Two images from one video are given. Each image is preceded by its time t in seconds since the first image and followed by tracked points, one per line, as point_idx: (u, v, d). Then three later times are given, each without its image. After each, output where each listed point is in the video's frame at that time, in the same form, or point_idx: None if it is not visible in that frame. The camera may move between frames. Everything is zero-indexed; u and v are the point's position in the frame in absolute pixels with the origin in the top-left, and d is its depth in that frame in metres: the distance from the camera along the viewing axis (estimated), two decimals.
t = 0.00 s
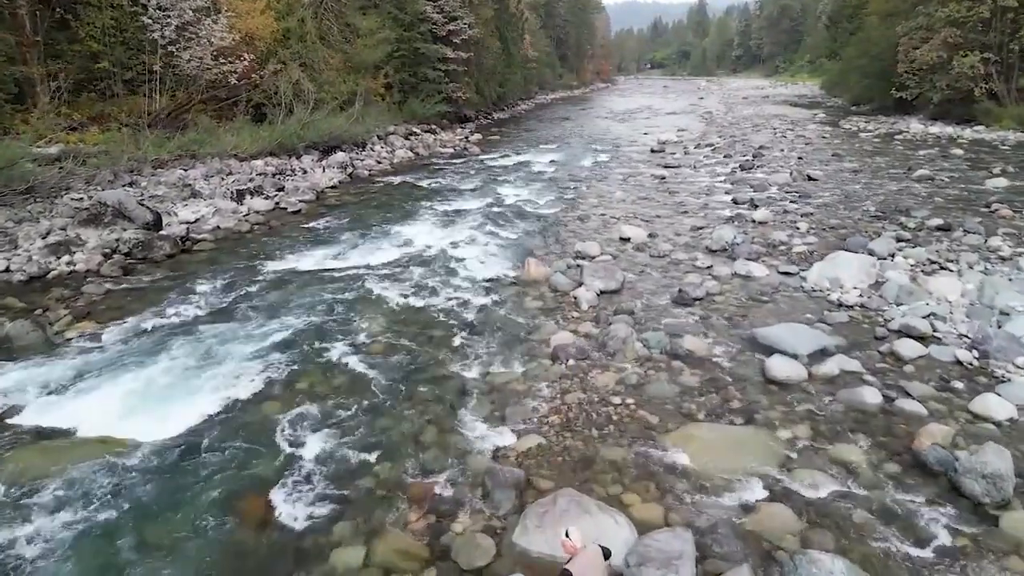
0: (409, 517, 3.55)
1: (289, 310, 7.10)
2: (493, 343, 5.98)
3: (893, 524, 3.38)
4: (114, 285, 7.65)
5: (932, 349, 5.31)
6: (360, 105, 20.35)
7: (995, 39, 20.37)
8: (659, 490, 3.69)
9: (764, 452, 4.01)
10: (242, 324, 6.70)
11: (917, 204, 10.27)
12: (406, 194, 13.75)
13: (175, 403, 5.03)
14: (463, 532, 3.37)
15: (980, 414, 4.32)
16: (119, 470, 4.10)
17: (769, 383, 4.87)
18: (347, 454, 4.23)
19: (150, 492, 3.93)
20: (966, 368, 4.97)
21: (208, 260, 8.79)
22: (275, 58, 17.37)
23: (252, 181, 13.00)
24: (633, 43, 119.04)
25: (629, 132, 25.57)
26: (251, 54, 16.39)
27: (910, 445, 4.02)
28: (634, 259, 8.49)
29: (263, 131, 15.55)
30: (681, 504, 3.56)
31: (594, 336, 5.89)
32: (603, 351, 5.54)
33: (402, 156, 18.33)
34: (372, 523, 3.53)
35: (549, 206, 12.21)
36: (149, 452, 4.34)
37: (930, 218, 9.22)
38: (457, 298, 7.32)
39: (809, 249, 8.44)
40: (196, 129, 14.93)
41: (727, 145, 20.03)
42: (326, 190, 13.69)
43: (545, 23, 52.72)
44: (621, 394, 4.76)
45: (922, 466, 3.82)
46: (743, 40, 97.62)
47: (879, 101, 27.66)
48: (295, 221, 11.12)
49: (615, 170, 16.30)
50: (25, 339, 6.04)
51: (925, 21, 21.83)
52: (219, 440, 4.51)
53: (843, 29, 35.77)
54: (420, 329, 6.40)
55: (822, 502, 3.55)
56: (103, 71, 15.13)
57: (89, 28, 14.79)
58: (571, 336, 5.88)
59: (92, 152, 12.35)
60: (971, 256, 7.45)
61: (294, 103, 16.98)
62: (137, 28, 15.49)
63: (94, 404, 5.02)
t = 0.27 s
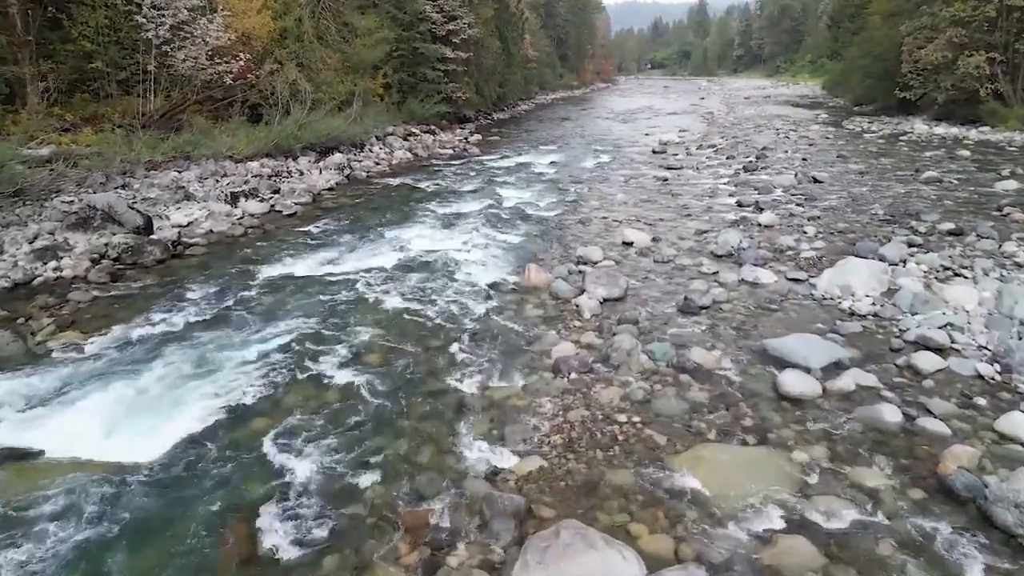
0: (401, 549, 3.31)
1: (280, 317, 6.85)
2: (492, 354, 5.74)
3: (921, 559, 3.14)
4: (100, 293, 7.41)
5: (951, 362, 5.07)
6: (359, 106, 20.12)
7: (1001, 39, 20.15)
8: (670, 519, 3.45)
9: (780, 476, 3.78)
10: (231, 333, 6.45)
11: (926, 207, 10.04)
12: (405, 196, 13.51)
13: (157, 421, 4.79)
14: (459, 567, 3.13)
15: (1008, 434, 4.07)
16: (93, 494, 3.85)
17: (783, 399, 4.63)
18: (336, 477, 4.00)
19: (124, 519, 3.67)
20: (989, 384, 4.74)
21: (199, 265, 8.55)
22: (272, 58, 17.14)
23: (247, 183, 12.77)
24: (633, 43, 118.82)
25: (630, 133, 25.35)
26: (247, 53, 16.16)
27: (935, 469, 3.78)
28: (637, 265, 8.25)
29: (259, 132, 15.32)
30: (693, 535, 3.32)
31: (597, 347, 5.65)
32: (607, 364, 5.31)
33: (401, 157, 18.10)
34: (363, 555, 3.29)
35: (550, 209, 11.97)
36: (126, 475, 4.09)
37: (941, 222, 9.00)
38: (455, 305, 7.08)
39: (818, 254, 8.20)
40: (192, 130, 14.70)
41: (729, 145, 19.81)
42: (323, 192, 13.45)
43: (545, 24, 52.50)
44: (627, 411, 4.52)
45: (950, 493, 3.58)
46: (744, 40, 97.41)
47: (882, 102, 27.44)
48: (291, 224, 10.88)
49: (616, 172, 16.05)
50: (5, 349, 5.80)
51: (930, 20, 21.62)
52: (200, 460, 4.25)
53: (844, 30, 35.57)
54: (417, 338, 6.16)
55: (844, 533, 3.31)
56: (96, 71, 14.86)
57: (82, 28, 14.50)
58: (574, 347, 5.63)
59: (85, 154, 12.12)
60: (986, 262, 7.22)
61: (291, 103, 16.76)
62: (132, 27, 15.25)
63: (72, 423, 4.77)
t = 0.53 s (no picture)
0: None
1: (269, 329, 6.57)
2: (491, 370, 5.44)
3: None
4: (83, 302, 7.12)
5: (979, 381, 4.76)
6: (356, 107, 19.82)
7: (1009, 39, 19.86)
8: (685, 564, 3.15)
9: (805, 512, 3.47)
10: (218, 346, 6.17)
11: (939, 211, 9.74)
12: (402, 199, 13.20)
13: (132, 447, 4.49)
14: None
15: None
16: (57, 529, 3.56)
17: (802, 423, 4.32)
18: (320, 510, 3.71)
19: (89, 560, 3.38)
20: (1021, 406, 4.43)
21: (188, 272, 8.26)
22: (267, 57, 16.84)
23: (241, 185, 12.47)
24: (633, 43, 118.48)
25: (631, 133, 25.04)
26: (242, 53, 15.86)
27: (972, 504, 3.48)
28: (642, 272, 7.94)
29: (254, 133, 15.03)
30: None
31: (602, 363, 5.34)
32: (613, 382, 5.00)
33: (399, 159, 17.80)
34: None
35: (550, 212, 11.67)
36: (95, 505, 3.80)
37: (956, 227, 8.70)
38: (452, 315, 6.78)
39: (830, 261, 7.90)
40: (185, 131, 14.41)
41: (733, 147, 19.51)
42: (319, 195, 13.15)
43: (545, 23, 52.19)
44: (634, 436, 4.22)
45: (991, 532, 3.27)
46: (745, 40, 97.11)
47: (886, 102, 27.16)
48: (284, 229, 10.57)
49: (619, 174, 15.74)
50: None
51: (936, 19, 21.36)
52: (176, 490, 3.96)
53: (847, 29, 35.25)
54: (412, 352, 5.86)
55: None
56: (87, 71, 14.58)
57: (73, 27, 14.20)
58: (577, 363, 5.33)
59: (74, 155, 11.82)
60: (1007, 271, 6.92)
61: (287, 104, 16.47)
62: (124, 26, 14.94)
63: (42, 449, 4.48)
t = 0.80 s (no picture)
0: None
1: (259, 341, 6.30)
2: (490, 385, 5.17)
3: None
4: (66, 311, 6.86)
5: (1008, 399, 4.49)
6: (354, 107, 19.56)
7: (1016, 38, 19.62)
8: None
9: (830, 550, 3.19)
10: (205, 360, 5.92)
11: (952, 215, 9.48)
12: (400, 201, 12.93)
13: (105, 473, 4.22)
14: None
15: None
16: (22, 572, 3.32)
17: (821, 447, 4.04)
18: (305, 547, 3.45)
19: None
20: None
21: (177, 279, 7.99)
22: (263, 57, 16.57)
23: (235, 188, 12.20)
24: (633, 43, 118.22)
25: (633, 134, 24.77)
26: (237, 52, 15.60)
27: (1011, 542, 3.20)
28: (647, 279, 7.67)
29: (249, 134, 14.77)
30: None
31: (606, 379, 5.07)
32: (618, 399, 4.73)
33: (397, 160, 17.53)
34: None
35: (551, 216, 11.40)
36: (64, 542, 3.54)
37: (970, 232, 8.43)
38: (449, 325, 6.51)
39: (841, 268, 7.63)
40: (179, 132, 14.15)
41: (736, 147, 19.24)
42: (315, 197, 12.87)
43: (545, 23, 51.92)
44: (643, 461, 3.94)
45: None
46: (745, 40, 96.81)
47: (890, 103, 26.90)
48: (278, 233, 10.28)
49: (621, 176, 15.47)
50: None
51: (942, 18, 21.15)
52: (150, 526, 3.69)
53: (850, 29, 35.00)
54: (407, 366, 5.59)
55: None
56: (79, 71, 14.31)
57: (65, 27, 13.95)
58: (581, 378, 5.06)
59: (64, 157, 11.55)
60: None
61: (283, 104, 16.21)
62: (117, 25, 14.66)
63: (13, 472, 4.24)
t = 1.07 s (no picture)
0: None
1: (249, 352, 6.05)
2: (489, 401, 4.92)
3: None
4: (49, 321, 6.62)
5: None
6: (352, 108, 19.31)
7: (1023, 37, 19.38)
8: None
9: None
10: (193, 372, 5.68)
11: (964, 219, 9.23)
12: (398, 204, 12.67)
13: (74, 496, 3.95)
14: None
15: None
16: None
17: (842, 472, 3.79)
18: None
19: None
20: None
21: (166, 286, 7.74)
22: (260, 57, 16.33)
23: (229, 190, 11.94)
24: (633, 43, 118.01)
25: (634, 134, 24.51)
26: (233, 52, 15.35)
27: None
28: (651, 286, 7.41)
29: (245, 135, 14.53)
30: None
31: (611, 395, 4.81)
32: (624, 418, 4.47)
33: (395, 162, 17.28)
34: None
35: (553, 219, 11.14)
36: None
37: (984, 237, 8.18)
38: (445, 336, 6.26)
39: (852, 275, 7.38)
40: (173, 134, 13.89)
41: (739, 148, 18.99)
42: (311, 200, 12.61)
43: (545, 23, 51.66)
44: (652, 488, 3.69)
45: None
46: (746, 40, 96.53)
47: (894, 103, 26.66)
48: (272, 237, 10.02)
49: (623, 177, 15.21)
50: None
51: (948, 17, 20.94)
52: (124, 559, 3.44)
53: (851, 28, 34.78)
54: (401, 380, 5.34)
55: None
56: (71, 71, 14.05)
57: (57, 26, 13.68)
58: (584, 393, 4.81)
59: (54, 160, 11.31)
60: None
61: (280, 105, 15.97)
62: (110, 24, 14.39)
63: None
